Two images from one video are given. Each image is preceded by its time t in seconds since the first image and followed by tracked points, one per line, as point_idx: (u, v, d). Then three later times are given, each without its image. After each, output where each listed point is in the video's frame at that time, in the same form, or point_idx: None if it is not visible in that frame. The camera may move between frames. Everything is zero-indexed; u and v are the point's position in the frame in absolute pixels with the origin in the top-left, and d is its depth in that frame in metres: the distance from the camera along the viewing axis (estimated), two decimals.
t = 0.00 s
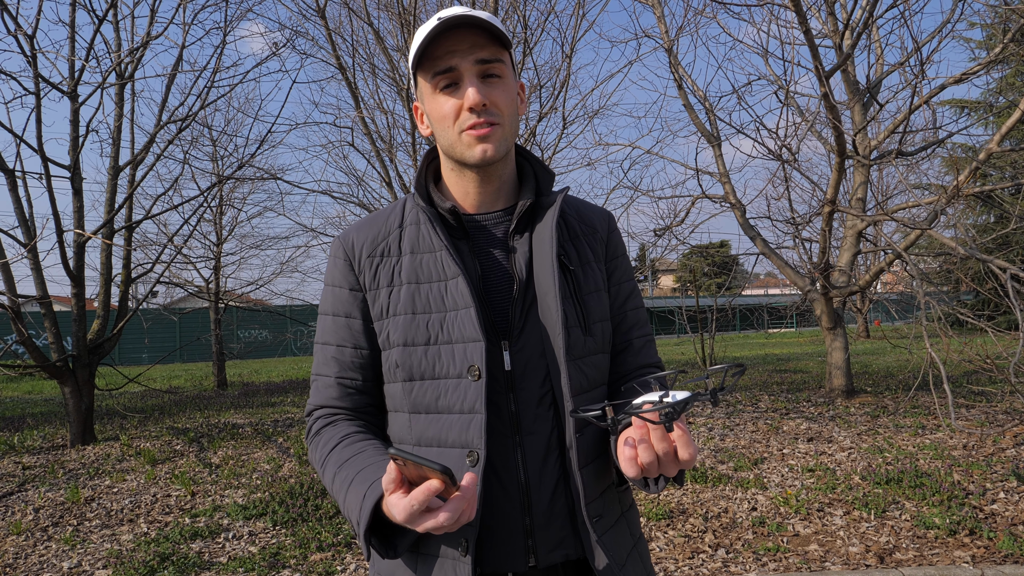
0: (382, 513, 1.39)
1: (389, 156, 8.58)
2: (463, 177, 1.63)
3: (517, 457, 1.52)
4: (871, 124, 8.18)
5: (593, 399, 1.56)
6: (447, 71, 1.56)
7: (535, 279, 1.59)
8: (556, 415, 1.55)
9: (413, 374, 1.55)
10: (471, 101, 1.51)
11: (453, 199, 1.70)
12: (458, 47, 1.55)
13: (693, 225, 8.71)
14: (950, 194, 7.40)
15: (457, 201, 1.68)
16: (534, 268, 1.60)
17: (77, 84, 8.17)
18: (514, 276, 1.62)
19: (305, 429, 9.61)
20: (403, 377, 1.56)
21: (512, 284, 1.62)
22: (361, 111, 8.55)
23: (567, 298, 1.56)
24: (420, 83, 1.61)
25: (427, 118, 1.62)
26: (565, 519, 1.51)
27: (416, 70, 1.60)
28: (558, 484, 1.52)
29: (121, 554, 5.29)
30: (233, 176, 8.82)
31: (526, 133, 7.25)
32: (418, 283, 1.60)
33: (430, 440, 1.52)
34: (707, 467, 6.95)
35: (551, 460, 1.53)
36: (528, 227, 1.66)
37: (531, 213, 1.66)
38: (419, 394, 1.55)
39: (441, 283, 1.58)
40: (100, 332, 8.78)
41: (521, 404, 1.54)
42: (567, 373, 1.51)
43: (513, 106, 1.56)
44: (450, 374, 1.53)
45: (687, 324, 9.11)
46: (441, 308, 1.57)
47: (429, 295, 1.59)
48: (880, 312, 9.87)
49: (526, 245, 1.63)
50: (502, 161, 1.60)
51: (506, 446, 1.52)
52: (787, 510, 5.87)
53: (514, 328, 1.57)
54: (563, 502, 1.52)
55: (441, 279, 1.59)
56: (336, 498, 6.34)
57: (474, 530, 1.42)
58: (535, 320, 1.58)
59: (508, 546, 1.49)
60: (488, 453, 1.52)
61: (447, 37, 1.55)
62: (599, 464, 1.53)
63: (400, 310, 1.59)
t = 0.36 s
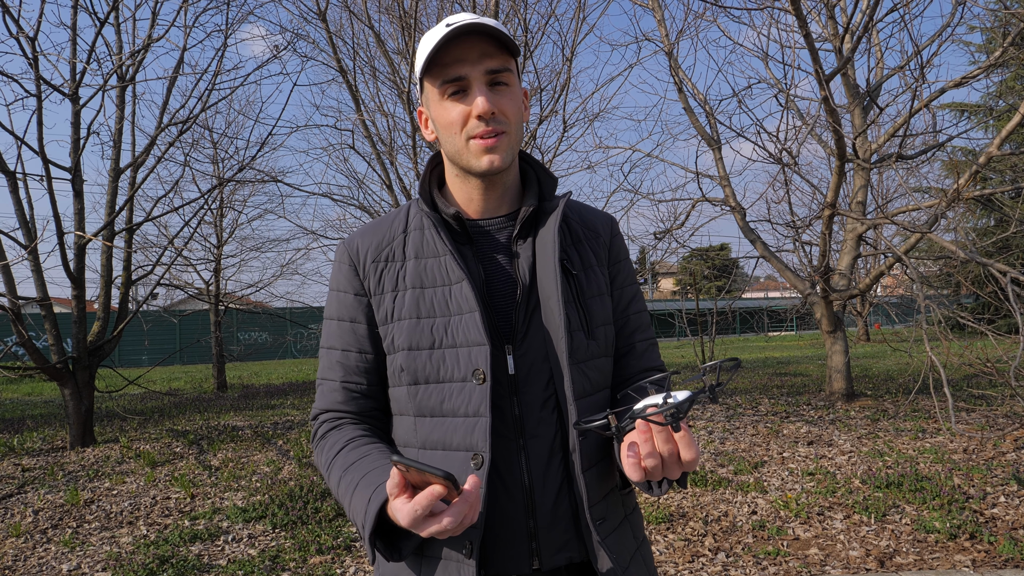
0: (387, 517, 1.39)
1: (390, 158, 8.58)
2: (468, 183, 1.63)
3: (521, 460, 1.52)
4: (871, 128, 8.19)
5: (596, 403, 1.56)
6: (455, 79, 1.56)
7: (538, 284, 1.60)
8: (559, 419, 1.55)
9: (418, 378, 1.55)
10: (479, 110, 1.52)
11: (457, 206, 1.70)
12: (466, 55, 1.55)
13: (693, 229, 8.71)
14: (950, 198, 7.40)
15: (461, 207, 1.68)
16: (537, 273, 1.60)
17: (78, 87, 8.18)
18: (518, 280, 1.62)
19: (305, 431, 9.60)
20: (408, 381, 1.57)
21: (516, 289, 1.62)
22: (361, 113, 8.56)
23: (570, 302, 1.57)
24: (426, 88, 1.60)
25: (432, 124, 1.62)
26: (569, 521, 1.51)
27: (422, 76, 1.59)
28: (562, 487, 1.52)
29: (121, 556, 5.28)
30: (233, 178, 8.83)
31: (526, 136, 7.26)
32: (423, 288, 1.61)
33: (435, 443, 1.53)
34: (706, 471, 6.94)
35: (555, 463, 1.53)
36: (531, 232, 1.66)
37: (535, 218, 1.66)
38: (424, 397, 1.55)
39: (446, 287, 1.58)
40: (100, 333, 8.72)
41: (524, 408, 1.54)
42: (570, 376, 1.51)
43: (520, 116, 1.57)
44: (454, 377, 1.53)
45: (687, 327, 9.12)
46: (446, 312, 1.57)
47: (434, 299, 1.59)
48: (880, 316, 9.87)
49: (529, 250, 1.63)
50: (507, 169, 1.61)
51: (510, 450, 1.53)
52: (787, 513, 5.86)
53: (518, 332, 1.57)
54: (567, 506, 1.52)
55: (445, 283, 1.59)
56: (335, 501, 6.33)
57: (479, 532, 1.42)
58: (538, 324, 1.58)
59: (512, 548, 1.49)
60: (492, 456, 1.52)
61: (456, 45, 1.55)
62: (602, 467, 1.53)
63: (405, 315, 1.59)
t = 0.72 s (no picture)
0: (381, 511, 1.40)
1: (389, 159, 8.57)
2: (474, 188, 1.63)
3: (521, 459, 1.53)
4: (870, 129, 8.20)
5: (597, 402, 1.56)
6: (472, 91, 1.53)
7: (539, 284, 1.60)
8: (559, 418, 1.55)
9: (421, 376, 1.56)
10: (496, 126, 1.51)
11: (461, 208, 1.71)
12: (484, 67, 1.52)
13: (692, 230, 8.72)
14: (949, 199, 7.41)
15: (465, 209, 1.69)
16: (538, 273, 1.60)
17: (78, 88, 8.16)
18: (519, 280, 1.62)
19: (305, 433, 9.59)
20: (411, 379, 1.57)
21: (518, 289, 1.63)
22: (361, 114, 8.55)
23: (571, 302, 1.56)
24: (439, 93, 1.57)
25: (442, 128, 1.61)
26: (568, 519, 1.51)
27: (436, 81, 1.56)
28: (561, 485, 1.52)
29: (120, 557, 5.29)
30: (233, 179, 8.82)
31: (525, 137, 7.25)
32: (426, 288, 1.61)
33: (438, 440, 1.54)
34: (705, 472, 6.96)
35: (555, 462, 1.53)
36: (533, 233, 1.66)
37: (537, 219, 1.66)
38: (427, 396, 1.55)
39: (448, 287, 1.58)
40: (99, 335, 8.72)
41: (525, 407, 1.54)
42: (570, 377, 1.51)
43: (532, 129, 1.58)
44: (456, 376, 1.53)
45: (686, 328, 9.13)
46: (448, 312, 1.57)
47: (436, 299, 1.59)
48: (879, 317, 9.88)
49: (531, 250, 1.63)
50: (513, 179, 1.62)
51: (510, 448, 1.53)
52: (786, 514, 5.87)
53: (519, 333, 1.57)
54: (566, 503, 1.52)
55: (447, 283, 1.59)
56: (335, 502, 6.33)
57: (477, 529, 1.43)
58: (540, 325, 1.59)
59: (511, 545, 1.49)
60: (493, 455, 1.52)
61: (475, 54, 1.51)
62: (602, 465, 1.53)
63: (408, 314, 1.60)
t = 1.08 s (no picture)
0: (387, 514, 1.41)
1: (388, 158, 8.56)
2: (469, 184, 1.63)
3: (520, 460, 1.53)
4: (870, 126, 8.18)
5: (598, 403, 1.56)
6: (441, 82, 1.57)
7: (541, 286, 1.59)
8: (560, 420, 1.55)
9: (424, 377, 1.57)
10: (464, 110, 1.52)
11: (463, 207, 1.70)
12: (449, 57, 1.56)
13: (692, 227, 8.71)
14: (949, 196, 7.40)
15: (467, 207, 1.68)
16: (540, 275, 1.60)
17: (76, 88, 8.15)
18: (520, 281, 1.62)
19: (305, 432, 9.59)
20: (415, 379, 1.58)
21: (519, 290, 1.62)
22: (360, 113, 8.54)
23: (572, 305, 1.56)
24: (419, 94, 1.63)
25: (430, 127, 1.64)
26: (566, 520, 1.51)
27: (414, 83, 1.62)
28: (560, 486, 1.52)
29: (121, 557, 5.29)
30: (232, 179, 8.82)
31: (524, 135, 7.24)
32: (428, 289, 1.60)
33: (440, 440, 1.54)
34: (706, 469, 6.94)
35: (554, 463, 1.52)
36: (537, 233, 1.64)
37: (540, 219, 1.65)
38: (430, 397, 1.56)
39: (450, 290, 1.58)
40: (100, 335, 8.73)
41: (526, 408, 1.54)
42: (569, 382, 1.51)
43: (511, 109, 1.55)
44: (458, 379, 1.53)
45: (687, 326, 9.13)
46: (450, 315, 1.57)
47: (439, 301, 1.58)
48: (879, 314, 9.86)
49: (534, 251, 1.62)
50: (504, 167, 1.59)
51: (510, 449, 1.53)
52: (787, 511, 5.87)
53: (520, 335, 1.57)
54: (564, 504, 1.51)
55: (449, 285, 1.58)
56: (335, 501, 6.33)
57: (474, 530, 1.43)
58: (541, 327, 1.58)
59: (508, 543, 1.50)
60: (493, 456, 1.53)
61: (438, 49, 1.56)
62: (602, 466, 1.53)
63: (411, 316, 1.60)
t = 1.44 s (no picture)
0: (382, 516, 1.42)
1: (388, 157, 8.55)
2: (470, 185, 1.62)
3: (521, 461, 1.52)
4: (870, 123, 8.18)
5: (597, 404, 1.56)
6: (448, 82, 1.56)
7: (541, 288, 1.58)
8: (559, 422, 1.54)
9: (425, 380, 1.57)
10: (472, 113, 1.51)
11: (462, 209, 1.69)
12: (458, 57, 1.55)
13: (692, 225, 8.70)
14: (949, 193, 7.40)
15: (466, 209, 1.67)
16: (540, 277, 1.59)
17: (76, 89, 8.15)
18: (520, 284, 1.61)
19: (306, 431, 9.59)
20: (416, 382, 1.58)
21: (520, 292, 1.62)
22: (359, 113, 8.54)
23: (571, 308, 1.55)
24: (423, 92, 1.61)
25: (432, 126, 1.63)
26: (566, 520, 1.51)
27: (419, 80, 1.60)
28: (559, 487, 1.52)
29: (122, 557, 5.29)
30: (232, 179, 8.82)
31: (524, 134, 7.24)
32: (428, 292, 1.60)
33: (441, 441, 1.54)
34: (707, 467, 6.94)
35: (553, 464, 1.52)
36: (537, 235, 1.64)
37: (541, 221, 1.64)
38: (431, 399, 1.56)
39: (449, 294, 1.58)
40: (100, 336, 8.73)
41: (525, 411, 1.54)
42: (569, 385, 1.50)
43: (516, 113, 1.56)
44: (458, 383, 1.53)
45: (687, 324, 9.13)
46: (449, 318, 1.56)
47: (438, 305, 1.58)
48: (880, 311, 9.86)
49: (533, 254, 1.62)
50: (507, 170, 1.60)
51: (510, 450, 1.53)
52: (788, 509, 5.87)
53: (520, 338, 1.57)
54: (563, 504, 1.51)
55: (449, 289, 1.58)
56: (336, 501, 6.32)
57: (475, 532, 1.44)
58: (541, 329, 1.58)
59: (508, 542, 1.50)
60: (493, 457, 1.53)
61: (446, 47, 1.54)
62: (601, 467, 1.53)
63: (412, 319, 1.60)
